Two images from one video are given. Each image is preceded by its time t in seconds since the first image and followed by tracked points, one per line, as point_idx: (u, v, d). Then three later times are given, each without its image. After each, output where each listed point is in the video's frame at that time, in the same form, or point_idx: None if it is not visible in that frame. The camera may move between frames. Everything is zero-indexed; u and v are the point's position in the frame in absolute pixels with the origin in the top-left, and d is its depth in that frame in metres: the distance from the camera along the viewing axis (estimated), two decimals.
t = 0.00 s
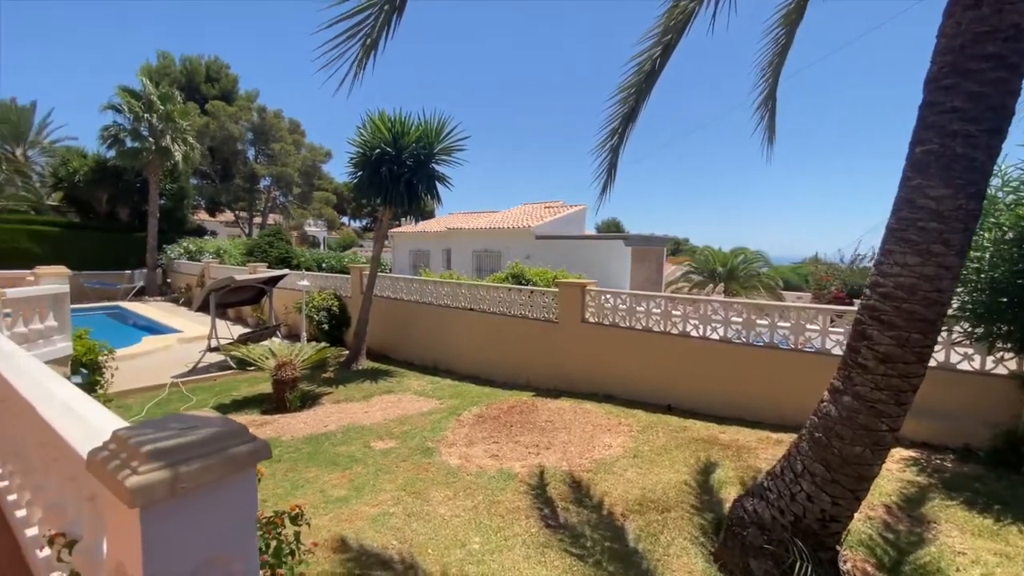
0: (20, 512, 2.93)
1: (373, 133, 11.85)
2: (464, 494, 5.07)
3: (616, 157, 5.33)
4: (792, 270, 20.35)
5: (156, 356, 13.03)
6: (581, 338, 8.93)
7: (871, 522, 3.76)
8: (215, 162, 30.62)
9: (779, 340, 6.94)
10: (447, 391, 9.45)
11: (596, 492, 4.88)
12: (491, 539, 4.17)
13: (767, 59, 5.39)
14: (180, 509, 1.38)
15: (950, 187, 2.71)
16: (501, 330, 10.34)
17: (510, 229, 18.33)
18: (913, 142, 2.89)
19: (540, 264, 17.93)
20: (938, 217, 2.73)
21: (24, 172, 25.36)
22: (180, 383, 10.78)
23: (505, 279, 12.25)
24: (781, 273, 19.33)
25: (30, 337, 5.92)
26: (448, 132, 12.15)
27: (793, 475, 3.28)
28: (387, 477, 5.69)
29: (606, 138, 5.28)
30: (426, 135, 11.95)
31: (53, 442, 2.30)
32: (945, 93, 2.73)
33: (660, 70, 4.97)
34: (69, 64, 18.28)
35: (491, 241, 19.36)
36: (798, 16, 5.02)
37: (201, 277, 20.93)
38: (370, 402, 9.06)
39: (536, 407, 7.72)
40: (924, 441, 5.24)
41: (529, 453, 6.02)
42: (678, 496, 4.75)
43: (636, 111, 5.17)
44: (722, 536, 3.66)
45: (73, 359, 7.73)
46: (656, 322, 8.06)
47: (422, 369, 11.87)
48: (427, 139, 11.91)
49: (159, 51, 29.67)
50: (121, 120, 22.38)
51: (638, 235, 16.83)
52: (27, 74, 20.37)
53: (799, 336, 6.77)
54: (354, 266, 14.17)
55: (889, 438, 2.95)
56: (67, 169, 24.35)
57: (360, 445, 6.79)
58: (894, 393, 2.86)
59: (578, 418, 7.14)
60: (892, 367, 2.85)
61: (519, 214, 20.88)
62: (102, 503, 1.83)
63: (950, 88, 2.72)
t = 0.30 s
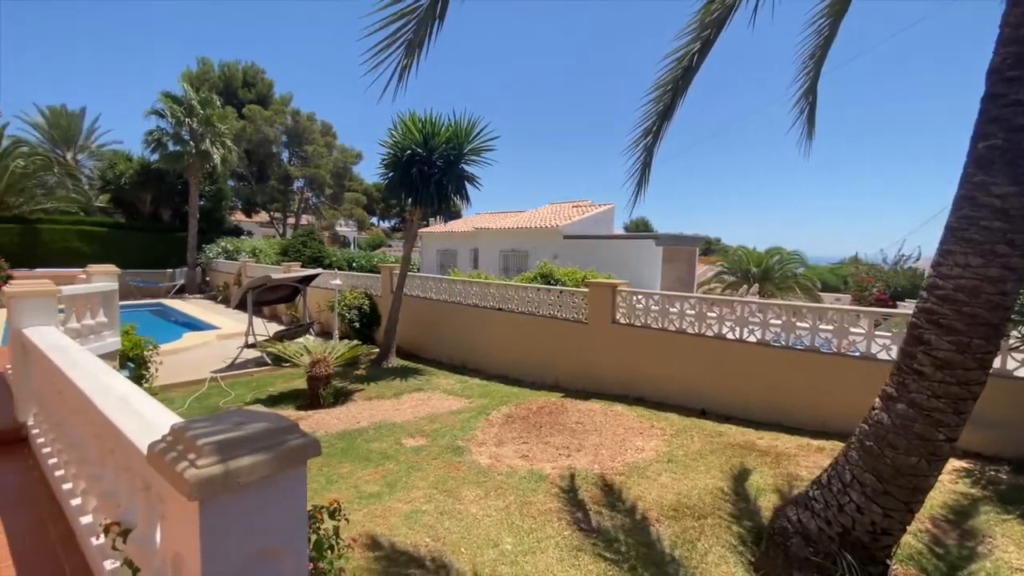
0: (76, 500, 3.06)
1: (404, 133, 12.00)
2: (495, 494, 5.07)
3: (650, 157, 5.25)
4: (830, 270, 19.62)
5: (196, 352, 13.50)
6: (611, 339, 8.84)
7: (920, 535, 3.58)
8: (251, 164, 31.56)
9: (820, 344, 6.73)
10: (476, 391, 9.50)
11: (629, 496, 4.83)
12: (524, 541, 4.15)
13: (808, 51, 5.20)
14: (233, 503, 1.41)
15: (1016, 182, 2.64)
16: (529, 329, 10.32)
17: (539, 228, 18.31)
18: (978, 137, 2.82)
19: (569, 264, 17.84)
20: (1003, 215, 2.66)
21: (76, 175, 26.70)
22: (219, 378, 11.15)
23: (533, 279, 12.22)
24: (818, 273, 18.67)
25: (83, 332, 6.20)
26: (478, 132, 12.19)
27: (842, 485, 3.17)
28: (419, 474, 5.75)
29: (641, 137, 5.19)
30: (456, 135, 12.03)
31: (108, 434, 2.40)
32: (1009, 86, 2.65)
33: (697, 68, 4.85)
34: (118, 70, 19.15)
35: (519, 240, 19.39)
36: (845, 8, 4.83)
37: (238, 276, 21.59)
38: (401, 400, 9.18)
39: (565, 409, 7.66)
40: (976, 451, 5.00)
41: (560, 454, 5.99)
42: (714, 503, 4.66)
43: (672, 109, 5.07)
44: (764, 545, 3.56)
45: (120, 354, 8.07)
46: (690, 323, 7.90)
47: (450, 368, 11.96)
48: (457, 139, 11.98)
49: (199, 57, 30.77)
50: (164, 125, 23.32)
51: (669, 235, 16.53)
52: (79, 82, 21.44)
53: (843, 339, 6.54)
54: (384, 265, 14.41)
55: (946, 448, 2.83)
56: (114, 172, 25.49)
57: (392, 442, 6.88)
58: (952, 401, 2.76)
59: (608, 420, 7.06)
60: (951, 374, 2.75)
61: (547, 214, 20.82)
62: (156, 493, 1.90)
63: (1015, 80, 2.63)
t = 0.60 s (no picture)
0: (127, 491, 3.18)
1: (435, 134, 12.10)
2: (527, 495, 5.04)
3: (686, 155, 5.13)
4: (870, 271, 18.89)
5: (233, 349, 13.92)
6: (643, 340, 8.70)
7: (974, 550, 3.41)
8: (285, 166, 32.39)
9: (865, 348, 6.48)
10: (505, 390, 9.51)
11: (664, 502, 4.73)
12: (557, 543, 4.12)
13: (854, 42, 4.99)
14: (286, 498, 1.43)
15: None
16: (558, 330, 10.26)
17: (567, 228, 18.21)
18: None
19: (597, 263, 17.68)
20: None
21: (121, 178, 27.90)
22: (255, 374, 11.47)
23: (562, 279, 12.15)
24: (858, 274, 17.98)
25: (130, 327, 6.46)
26: (508, 131, 12.20)
27: (896, 497, 3.02)
28: (450, 472, 5.77)
29: (676, 135, 5.07)
30: (486, 135, 12.06)
31: (160, 427, 2.48)
32: None
33: (737, 63, 4.70)
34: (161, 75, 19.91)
35: (546, 240, 19.32)
36: None
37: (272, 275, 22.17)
38: (431, 399, 9.25)
39: (596, 411, 7.58)
40: None
41: (591, 457, 5.92)
42: (754, 511, 4.54)
43: (709, 107, 4.94)
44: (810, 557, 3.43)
45: (164, 349, 8.38)
46: (726, 325, 7.70)
47: (478, 367, 11.99)
48: (487, 139, 12.01)
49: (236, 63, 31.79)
50: (203, 128, 24.16)
51: (701, 235, 16.20)
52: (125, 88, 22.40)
53: (890, 344, 6.29)
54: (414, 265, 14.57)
55: (1011, 460, 2.66)
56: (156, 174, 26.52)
57: (423, 440, 6.94)
58: (1019, 410, 2.60)
59: (640, 423, 6.94)
60: (1019, 382, 2.60)
61: (575, 213, 20.68)
62: (208, 484, 1.96)
63: None
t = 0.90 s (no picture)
0: (174, 483, 3.27)
1: (464, 134, 12.14)
2: (559, 497, 4.98)
3: (725, 151, 4.98)
4: (913, 273, 18.11)
5: (267, 346, 14.29)
6: (676, 342, 8.52)
7: None
8: (317, 167, 33.12)
9: (914, 353, 6.20)
10: (534, 391, 9.46)
11: (701, 509, 4.62)
12: (593, 547, 4.06)
13: (907, 31, 4.76)
14: (338, 498, 1.43)
15: None
16: (588, 331, 10.14)
17: (595, 228, 18.05)
18: None
19: (626, 263, 17.47)
20: None
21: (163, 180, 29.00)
22: (289, 370, 11.74)
23: (592, 279, 12.03)
24: (901, 275, 17.25)
25: (174, 324, 6.69)
26: (538, 131, 12.15)
27: (956, 511, 2.85)
28: (482, 472, 5.76)
29: (714, 131, 4.93)
30: (515, 135, 12.04)
31: (207, 422, 2.53)
32: None
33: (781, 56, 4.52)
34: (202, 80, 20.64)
35: (574, 240, 19.19)
36: None
37: (304, 274, 22.70)
38: (460, 398, 9.28)
39: (627, 414, 7.47)
40: None
41: (624, 460, 5.82)
42: (797, 521, 4.38)
43: (751, 102, 4.78)
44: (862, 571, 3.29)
45: (204, 345, 8.65)
46: (764, 328, 7.47)
47: (505, 367, 11.98)
48: (516, 139, 11.99)
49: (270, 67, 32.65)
50: (240, 131, 24.91)
51: (735, 235, 15.79)
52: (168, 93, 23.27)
53: (942, 349, 5.99)
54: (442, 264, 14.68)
55: None
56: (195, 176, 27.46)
57: (453, 439, 6.95)
58: None
59: (674, 427, 6.80)
60: None
61: (604, 213, 20.47)
62: (256, 480, 1.99)
63: None
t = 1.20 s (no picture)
0: (217, 477, 3.33)
1: (494, 134, 12.13)
2: (592, 501, 4.90)
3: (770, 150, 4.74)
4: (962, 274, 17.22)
5: (300, 343, 14.62)
6: (712, 345, 8.30)
7: None
8: (347, 169, 33.74)
9: (970, 359, 5.87)
10: (562, 392, 9.37)
11: (742, 518, 4.47)
12: (629, 554, 3.97)
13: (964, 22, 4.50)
14: (387, 501, 1.40)
15: None
16: (619, 332, 9.98)
17: (624, 227, 17.83)
18: None
19: (656, 264, 17.18)
20: None
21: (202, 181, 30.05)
22: (321, 367, 11.96)
23: (622, 279, 11.85)
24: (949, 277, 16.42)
25: (214, 321, 6.88)
26: (567, 129, 12.05)
27: None
28: (513, 473, 5.72)
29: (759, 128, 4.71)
30: (545, 134, 11.96)
31: (252, 419, 2.56)
32: None
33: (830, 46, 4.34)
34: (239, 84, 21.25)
35: (603, 239, 18.98)
36: None
37: (335, 273, 23.15)
38: (488, 398, 9.27)
39: (660, 417, 7.31)
40: None
41: (659, 465, 5.69)
42: (844, 534, 4.20)
43: (798, 96, 4.57)
44: None
45: (242, 342, 8.89)
46: (806, 331, 7.20)
47: (533, 367, 11.92)
48: (545, 138, 11.91)
49: (303, 71, 33.38)
50: (274, 134, 25.58)
51: (772, 234, 15.29)
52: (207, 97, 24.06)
53: (1001, 355, 5.66)
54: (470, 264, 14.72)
55: None
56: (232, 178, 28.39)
57: (482, 439, 6.94)
58: None
59: (710, 432, 6.62)
60: None
61: (633, 212, 20.19)
62: (302, 478, 1.99)
63: None
